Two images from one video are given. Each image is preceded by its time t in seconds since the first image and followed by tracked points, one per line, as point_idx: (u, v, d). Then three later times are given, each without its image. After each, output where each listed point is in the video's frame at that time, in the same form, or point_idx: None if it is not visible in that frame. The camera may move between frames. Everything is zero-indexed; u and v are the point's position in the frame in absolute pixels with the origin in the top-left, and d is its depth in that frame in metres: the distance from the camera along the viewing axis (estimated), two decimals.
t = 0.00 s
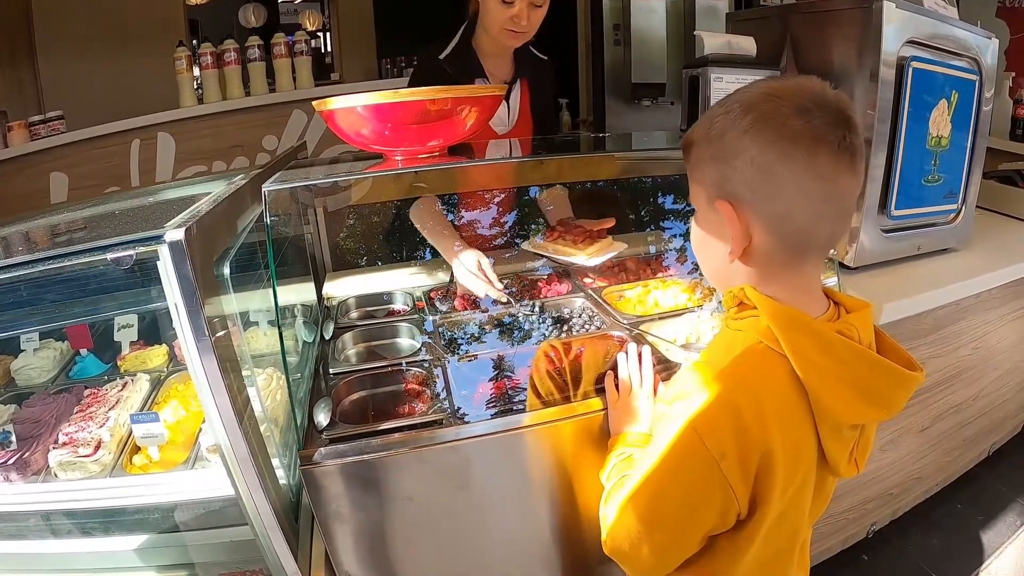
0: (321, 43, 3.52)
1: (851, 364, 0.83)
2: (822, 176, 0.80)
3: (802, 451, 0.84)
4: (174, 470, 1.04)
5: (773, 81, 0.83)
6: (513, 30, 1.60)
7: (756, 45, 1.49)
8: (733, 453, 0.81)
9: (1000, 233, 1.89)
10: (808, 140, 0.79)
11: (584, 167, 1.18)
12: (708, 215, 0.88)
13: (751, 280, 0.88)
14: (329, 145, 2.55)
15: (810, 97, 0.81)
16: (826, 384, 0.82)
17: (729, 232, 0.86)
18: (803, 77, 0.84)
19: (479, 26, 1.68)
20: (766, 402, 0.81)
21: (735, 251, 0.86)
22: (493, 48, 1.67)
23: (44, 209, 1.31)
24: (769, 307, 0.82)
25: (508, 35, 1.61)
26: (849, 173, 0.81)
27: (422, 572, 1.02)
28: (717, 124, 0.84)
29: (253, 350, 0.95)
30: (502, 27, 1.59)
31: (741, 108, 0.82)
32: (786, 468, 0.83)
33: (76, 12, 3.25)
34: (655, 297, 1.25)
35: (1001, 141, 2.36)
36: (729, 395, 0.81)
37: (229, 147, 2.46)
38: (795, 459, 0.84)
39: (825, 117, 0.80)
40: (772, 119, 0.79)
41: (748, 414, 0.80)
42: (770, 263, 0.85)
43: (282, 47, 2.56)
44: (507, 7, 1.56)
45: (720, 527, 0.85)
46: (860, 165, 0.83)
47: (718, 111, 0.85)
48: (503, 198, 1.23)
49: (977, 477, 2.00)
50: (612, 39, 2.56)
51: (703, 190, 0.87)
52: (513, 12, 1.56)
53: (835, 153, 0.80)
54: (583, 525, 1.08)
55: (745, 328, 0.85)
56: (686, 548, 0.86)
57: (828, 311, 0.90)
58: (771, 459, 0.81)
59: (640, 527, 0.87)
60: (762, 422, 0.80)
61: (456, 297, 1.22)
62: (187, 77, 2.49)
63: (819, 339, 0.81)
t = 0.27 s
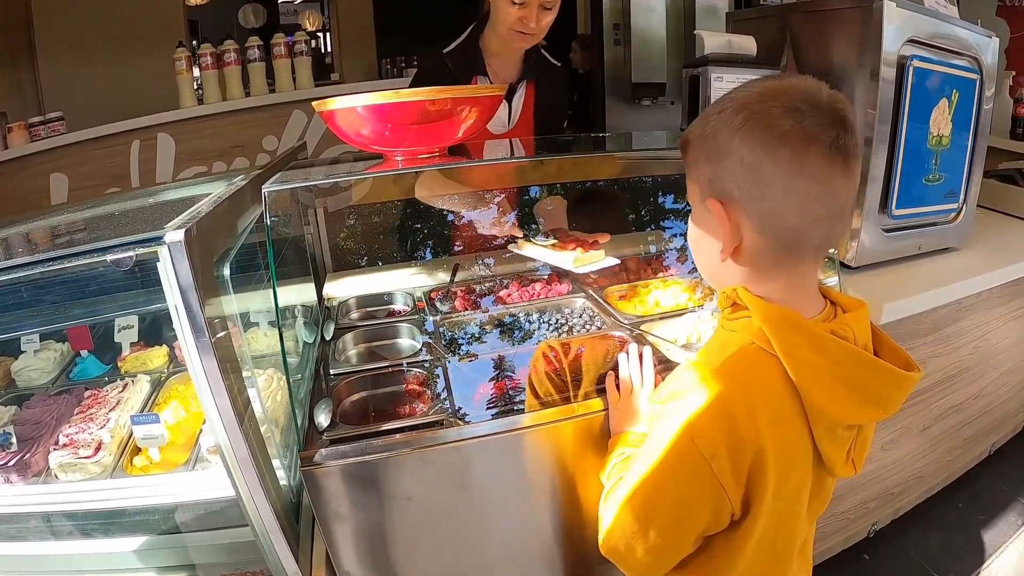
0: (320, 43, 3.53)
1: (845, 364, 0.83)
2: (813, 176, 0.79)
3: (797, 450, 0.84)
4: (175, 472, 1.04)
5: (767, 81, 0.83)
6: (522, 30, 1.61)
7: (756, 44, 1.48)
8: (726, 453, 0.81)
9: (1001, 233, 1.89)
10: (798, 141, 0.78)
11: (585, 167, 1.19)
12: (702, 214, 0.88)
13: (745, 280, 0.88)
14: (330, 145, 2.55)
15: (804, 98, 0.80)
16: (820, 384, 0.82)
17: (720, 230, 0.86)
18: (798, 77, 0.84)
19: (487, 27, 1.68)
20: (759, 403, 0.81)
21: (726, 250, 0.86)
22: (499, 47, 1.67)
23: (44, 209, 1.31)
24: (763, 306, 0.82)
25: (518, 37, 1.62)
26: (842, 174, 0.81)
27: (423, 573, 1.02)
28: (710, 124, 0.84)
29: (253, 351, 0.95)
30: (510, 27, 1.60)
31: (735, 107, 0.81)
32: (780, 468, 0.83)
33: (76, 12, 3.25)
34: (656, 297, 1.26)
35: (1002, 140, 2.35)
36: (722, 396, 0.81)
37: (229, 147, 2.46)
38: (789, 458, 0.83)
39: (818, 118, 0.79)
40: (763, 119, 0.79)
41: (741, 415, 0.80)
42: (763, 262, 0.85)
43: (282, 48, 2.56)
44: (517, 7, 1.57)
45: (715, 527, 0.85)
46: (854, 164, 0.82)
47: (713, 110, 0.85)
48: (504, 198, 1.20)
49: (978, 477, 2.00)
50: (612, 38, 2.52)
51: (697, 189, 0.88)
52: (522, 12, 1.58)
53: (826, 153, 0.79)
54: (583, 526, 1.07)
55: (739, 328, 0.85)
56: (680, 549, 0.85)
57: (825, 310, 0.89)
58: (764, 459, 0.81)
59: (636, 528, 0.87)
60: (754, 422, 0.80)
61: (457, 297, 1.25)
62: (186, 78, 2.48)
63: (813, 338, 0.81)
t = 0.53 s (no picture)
0: (320, 43, 3.54)
1: (845, 364, 0.83)
2: (813, 180, 0.79)
3: (798, 450, 0.84)
4: (175, 472, 1.04)
5: (767, 81, 0.82)
6: (526, 30, 1.56)
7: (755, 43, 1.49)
8: (728, 454, 0.81)
9: (1001, 231, 1.89)
10: (799, 146, 0.78)
11: (585, 167, 1.19)
12: (700, 214, 0.88)
13: (746, 281, 0.88)
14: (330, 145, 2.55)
15: (805, 100, 0.80)
16: (821, 384, 0.82)
17: (719, 230, 0.86)
18: (799, 77, 0.83)
19: (491, 26, 1.67)
20: (760, 403, 0.81)
21: (725, 250, 0.86)
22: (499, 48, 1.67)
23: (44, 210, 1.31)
24: (763, 305, 0.82)
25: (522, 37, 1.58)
26: (842, 177, 0.81)
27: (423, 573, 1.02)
28: (709, 124, 0.83)
29: (253, 351, 0.95)
30: (514, 27, 1.56)
31: (735, 109, 0.81)
32: (782, 467, 0.83)
33: (76, 13, 3.26)
34: (656, 297, 1.26)
35: (1002, 139, 2.35)
36: (724, 396, 0.81)
37: (229, 147, 2.46)
38: (791, 458, 0.83)
39: (819, 122, 0.79)
40: (764, 123, 0.79)
41: (742, 415, 0.80)
42: (763, 262, 0.85)
43: (282, 48, 2.56)
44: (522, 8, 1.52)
45: (717, 527, 0.85)
46: (853, 167, 0.82)
47: (712, 110, 0.84)
48: (502, 198, 1.21)
49: (979, 476, 2.00)
50: (611, 38, 2.56)
51: (695, 189, 0.88)
52: (526, 12, 1.52)
53: (826, 157, 0.79)
54: (584, 526, 1.07)
55: (740, 328, 0.85)
56: (682, 549, 0.86)
57: (825, 310, 0.90)
58: (765, 459, 0.81)
59: (638, 528, 0.87)
60: (756, 422, 0.80)
61: (457, 297, 1.24)
62: (186, 78, 2.48)
63: (814, 338, 0.81)
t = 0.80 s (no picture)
0: (319, 44, 3.56)
1: (844, 361, 0.83)
2: (815, 188, 0.80)
3: (796, 447, 0.84)
4: (176, 473, 1.04)
5: (778, 84, 0.82)
6: (525, 30, 1.58)
7: (753, 43, 1.49)
8: (727, 451, 0.81)
9: (1000, 230, 1.89)
10: (804, 154, 0.79)
11: (584, 167, 1.19)
12: (699, 213, 0.88)
13: (744, 276, 0.88)
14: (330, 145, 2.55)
15: (814, 106, 0.80)
16: (820, 381, 0.82)
17: (717, 229, 0.86)
18: (808, 81, 0.83)
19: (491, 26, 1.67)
20: (759, 400, 0.81)
21: (723, 248, 0.87)
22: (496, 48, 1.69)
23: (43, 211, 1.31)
24: (762, 303, 0.82)
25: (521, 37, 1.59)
26: (843, 184, 0.82)
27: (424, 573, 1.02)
28: (715, 122, 0.83)
29: (253, 351, 0.96)
30: (514, 27, 1.57)
31: (743, 110, 0.80)
32: (780, 464, 0.83)
33: (75, 14, 3.26)
34: (655, 296, 1.25)
35: (1000, 137, 2.35)
36: (723, 393, 0.81)
37: (228, 148, 2.46)
38: (789, 456, 0.84)
39: (826, 131, 0.79)
40: (771, 128, 0.79)
41: (741, 412, 0.80)
42: (761, 261, 0.85)
43: (281, 49, 2.56)
44: (523, 7, 1.54)
45: (716, 525, 0.85)
46: (854, 176, 0.83)
47: (718, 107, 0.83)
48: (501, 198, 1.21)
49: (979, 474, 2.00)
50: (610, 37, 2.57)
51: (696, 185, 0.88)
52: (527, 12, 1.54)
53: (830, 166, 0.80)
54: (584, 525, 1.07)
55: (739, 325, 0.85)
56: (681, 548, 0.86)
57: (823, 308, 0.90)
58: (764, 456, 0.81)
59: (637, 526, 0.87)
60: (754, 419, 0.81)
61: (456, 297, 1.25)
62: (185, 79, 2.49)
63: (813, 336, 0.81)
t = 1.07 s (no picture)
0: (318, 44, 3.57)
1: (842, 359, 0.83)
2: (815, 188, 0.80)
3: (795, 445, 0.84)
4: (175, 473, 1.04)
5: (778, 84, 0.82)
6: (526, 30, 1.58)
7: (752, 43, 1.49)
8: (726, 447, 0.81)
9: (999, 229, 1.89)
10: (804, 155, 0.79)
11: (584, 167, 1.19)
12: (699, 212, 0.88)
13: (742, 274, 0.88)
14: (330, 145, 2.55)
15: (814, 107, 0.80)
16: (818, 378, 0.82)
17: (716, 228, 0.86)
18: (808, 82, 0.83)
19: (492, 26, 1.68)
20: (758, 397, 0.81)
21: (723, 247, 0.87)
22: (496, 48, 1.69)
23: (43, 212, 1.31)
24: (761, 301, 0.83)
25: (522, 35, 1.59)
26: (843, 184, 0.82)
27: (423, 573, 1.02)
28: (716, 122, 0.83)
29: (253, 351, 0.96)
30: (514, 26, 1.57)
31: (744, 110, 0.80)
32: (779, 461, 0.83)
33: (75, 15, 3.26)
34: (655, 296, 1.25)
35: (1000, 137, 2.35)
36: (722, 390, 0.81)
37: (228, 148, 2.46)
38: (788, 453, 0.84)
39: (826, 132, 0.79)
40: (771, 128, 0.79)
41: (740, 408, 0.80)
42: (759, 260, 0.86)
43: (281, 49, 2.56)
44: (523, 7, 1.54)
45: (715, 522, 0.85)
46: (854, 175, 0.83)
47: (719, 106, 0.83)
48: (501, 198, 1.21)
49: (978, 474, 2.00)
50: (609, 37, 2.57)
51: (696, 183, 0.88)
52: (527, 12, 1.54)
53: (830, 166, 0.80)
54: (583, 525, 1.08)
55: (738, 323, 0.86)
56: (680, 546, 0.86)
57: (821, 307, 0.90)
58: (763, 453, 0.81)
59: (637, 524, 0.87)
60: (753, 416, 0.81)
61: (456, 296, 1.25)
62: (185, 80, 2.49)
63: (811, 333, 0.81)
